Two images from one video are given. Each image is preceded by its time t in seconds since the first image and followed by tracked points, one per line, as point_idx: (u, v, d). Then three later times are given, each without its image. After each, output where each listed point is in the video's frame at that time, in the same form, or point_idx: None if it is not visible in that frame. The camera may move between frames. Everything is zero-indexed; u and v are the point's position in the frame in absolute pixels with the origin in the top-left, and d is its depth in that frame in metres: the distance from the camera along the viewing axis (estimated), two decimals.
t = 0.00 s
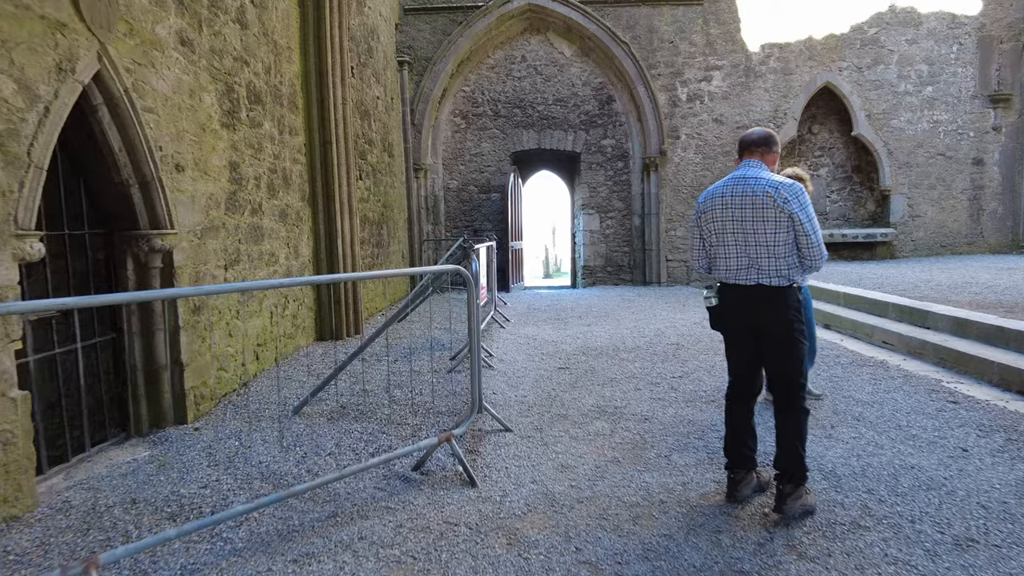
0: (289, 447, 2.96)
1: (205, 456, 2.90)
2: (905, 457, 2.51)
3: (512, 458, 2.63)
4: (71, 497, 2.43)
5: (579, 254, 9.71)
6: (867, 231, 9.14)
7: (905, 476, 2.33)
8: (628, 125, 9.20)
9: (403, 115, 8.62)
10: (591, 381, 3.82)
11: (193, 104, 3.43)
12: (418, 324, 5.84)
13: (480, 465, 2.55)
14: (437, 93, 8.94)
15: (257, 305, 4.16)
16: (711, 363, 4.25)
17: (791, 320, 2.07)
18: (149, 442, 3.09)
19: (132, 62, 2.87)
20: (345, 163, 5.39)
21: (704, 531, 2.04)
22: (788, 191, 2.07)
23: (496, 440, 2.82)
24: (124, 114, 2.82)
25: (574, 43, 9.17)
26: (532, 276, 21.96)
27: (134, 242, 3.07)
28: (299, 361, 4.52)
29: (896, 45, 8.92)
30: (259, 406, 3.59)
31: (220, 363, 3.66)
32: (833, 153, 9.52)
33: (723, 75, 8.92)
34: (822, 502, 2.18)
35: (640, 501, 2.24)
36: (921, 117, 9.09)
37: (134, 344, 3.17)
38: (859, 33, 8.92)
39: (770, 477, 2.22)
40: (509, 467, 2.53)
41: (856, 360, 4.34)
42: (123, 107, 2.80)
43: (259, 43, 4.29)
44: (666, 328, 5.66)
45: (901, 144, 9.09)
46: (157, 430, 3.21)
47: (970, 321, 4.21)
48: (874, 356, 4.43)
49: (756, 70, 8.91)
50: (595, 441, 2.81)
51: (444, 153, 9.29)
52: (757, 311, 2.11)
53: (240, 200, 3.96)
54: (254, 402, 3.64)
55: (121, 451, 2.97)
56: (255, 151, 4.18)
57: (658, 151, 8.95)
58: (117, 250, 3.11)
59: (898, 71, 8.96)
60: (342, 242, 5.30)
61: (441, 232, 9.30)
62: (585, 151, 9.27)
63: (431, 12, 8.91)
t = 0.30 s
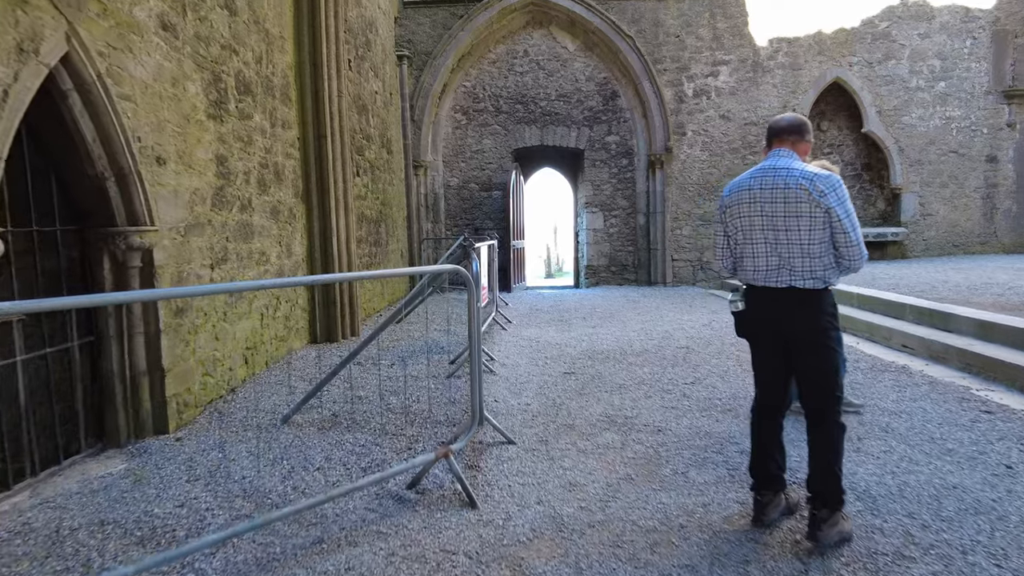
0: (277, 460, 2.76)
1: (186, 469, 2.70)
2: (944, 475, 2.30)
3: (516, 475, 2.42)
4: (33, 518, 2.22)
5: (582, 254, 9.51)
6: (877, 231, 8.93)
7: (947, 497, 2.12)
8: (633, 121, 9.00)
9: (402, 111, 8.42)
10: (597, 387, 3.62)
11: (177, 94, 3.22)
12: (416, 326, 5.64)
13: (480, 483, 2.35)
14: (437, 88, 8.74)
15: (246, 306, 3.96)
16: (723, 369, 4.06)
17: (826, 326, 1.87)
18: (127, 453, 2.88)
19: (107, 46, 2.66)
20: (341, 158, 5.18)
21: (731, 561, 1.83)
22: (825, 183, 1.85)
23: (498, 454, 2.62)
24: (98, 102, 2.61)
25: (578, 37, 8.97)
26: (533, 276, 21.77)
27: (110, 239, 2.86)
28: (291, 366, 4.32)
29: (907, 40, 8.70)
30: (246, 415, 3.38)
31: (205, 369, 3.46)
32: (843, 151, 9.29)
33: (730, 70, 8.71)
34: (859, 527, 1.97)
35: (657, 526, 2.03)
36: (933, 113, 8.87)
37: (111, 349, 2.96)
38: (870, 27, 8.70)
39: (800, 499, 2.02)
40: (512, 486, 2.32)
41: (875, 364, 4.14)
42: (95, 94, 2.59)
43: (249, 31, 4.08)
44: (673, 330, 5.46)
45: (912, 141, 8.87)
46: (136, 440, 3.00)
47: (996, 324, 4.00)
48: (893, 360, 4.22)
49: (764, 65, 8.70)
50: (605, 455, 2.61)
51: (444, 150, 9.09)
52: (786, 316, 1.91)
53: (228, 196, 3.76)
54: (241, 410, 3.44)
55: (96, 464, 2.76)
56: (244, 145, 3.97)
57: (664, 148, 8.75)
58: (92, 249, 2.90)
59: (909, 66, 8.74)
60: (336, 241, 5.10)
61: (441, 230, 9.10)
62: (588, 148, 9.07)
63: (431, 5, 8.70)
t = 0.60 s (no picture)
0: (259, 480, 2.57)
1: (161, 489, 2.50)
2: (982, 501, 2.11)
3: (515, 500, 2.23)
4: None
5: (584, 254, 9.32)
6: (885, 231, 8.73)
7: (990, 528, 1.92)
8: (636, 118, 8.82)
9: (400, 108, 8.22)
10: (602, 398, 3.43)
11: (156, 87, 3.02)
12: (413, 330, 5.45)
13: (476, 509, 2.15)
14: (435, 85, 8.55)
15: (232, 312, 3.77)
16: (733, 379, 3.87)
17: (861, 342, 1.68)
18: (100, 471, 2.69)
19: (75, 33, 2.47)
20: (333, 155, 4.99)
21: None
22: (861, 182, 1.66)
23: (496, 474, 2.44)
24: (64, 93, 2.42)
25: (580, 33, 8.79)
26: (533, 276, 21.59)
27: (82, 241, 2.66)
28: (280, 374, 4.13)
29: (917, 35, 8.49)
30: (229, 428, 3.19)
31: (187, 378, 3.27)
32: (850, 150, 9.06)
33: (736, 67, 8.51)
34: (895, 564, 1.76)
35: (671, 561, 1.83)
36: (943, 111, 8.67)
37: (84, 359, 2.76)
38: (879, 23, 8.49)
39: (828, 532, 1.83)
40: (512, 512, 2.13)
41: (892, 372, 3.95)
42: (62, 86, 2.40)
43: (236, 22, 3.89)
44: (679, 335, 5.28)
45: (922, 139, 8.67)
46: (111, 456, 2.80)
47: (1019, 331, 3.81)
48: (911, 368, 4.04)
49: (770, 61, 8.50)
50: (612, 477, 2.42)
51: (443, 148, 8.90)
52: (817, 329, 1.71)
53: (212, 195, 3.56)
54: (225, 423, 3.25)
55: (65, 483, 2.56)
56: (230, 141, 3.78)
57: (668, 146, 8.56)
58: (63, 252, 2.70)
59: (919, 63, 8.54)
60: (329, 242, 4.90)
61: (440, 230, 8.92)
62: (590, 147, 8.90)
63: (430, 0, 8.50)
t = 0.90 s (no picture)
0: (233, 502, 2.38)
1: (127, 513, 2.31)
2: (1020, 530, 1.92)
3: (508, 527, 2.05)
4: None
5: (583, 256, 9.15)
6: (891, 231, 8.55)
7: None
8: (636, 117, 8.65)
9: (396, 107, 8.04)
10: (602, 409, 3.26)
11: (129, 80, 2.82)
12: (407, 334, 5.28)
13: (465, 538, 1.97)
14: (432, 84, 8.37)
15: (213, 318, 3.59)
16: (740, 387, 3.69)
17: (894, 359, 1.49)
18: (64, 491, 2.49)
19: (31, 20, 2.28)
20: (323, 154, 4.81)
21: None
22: (893, 179, 1.48)
23: (489, 497, 2.26)
24: (20, 85, 2.23)
25: (579, 30, 8.62)
26: (531, 277, 21.43)
27: (44, 245, 2.47)
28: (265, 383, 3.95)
29: (924, 32, 8.31)
30: (207, 443, 3.00)
31: (163, 390, 3.08)
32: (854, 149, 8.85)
33: (738, 64, 8.33)
34: None
35: None
36: (951, 109, 8.49)
37: (47, 370, 2.57)
38: (885, 19, 8.30)
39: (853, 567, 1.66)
40: (504, 541, 1.95)
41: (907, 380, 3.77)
42: (17, 76, 2.21)
43: (218, 14, 3.70)
44: (681, 340, 5.11)
45: (928, 138, 8.49)
46: (78, 474, 2.61)
47: None
48: (926, 376, 3.86)
49: (773, 59, 8.32)
50: (613, 500, 2.23)
51: (439, 148, 8.72)
52: (844, 345, 1.53)
53: (191, 195, 3.37)
54: (203, 437, 3.06)
55: (24, 505, 2.37)
56: (211, 139, 3.59)
57: (669, 145, 8.39)
58: (24, 256, 2.50)
59: (926, 60, 8.36)
60: (319, 245, 4.72)
61: (437, 231, 8.75)
62: (590, 146, 8.74)
63: None
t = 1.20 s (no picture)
0: (211, 525, 2.20)
1: (95, 538, 2.13)
2: None
3: (509, 557, 1.86)
4: None
5: (585, 258, 8.99)
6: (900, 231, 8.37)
7: None
8: (639, 116, 8.51)
9: (393, 106, 7.88)
10: (608, 421, 3.07)
11: (102, 71, 2.64)
12: (403, 339, 5.11)
13: (461, 571, 1.79)
14: (430, 82, 8.20)
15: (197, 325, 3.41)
16: (752, 397, 3.51)
17: (945, 377, 1.31)
18: (29, 513, 2.30)
19: None
20: (315, 153, 4.64)
21: None
22: (947, 173, 1.30)
23: (487, 521, 2.08)
24: None
25: (580, 28, 8.46)
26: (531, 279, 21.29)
27: (7, 247, 2.28)
28: (254, 392, 3.77)
29: (933, 28, 8.13)
30: (189, 457, 2.82)
31: (142, 401, 2.89)
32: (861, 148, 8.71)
33: (743, 62, 8.16)
34: None
35: None
36: (960, 107, 8.30)
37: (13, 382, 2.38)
38: (893, 16, 8.12)
39: None
40: (503, 574, 1.76)
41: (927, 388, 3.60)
42: None
43: (203, 4, 3.52)
44: (687, 345, 4.94)
45: (937, 137, 8.31)
46: (48, 494, 2.42)
47: None
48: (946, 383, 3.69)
49: (778, 56, 8.15)
50: (623, 525, 2.05)
51: (438, 148, 8.56)
52: (888, 361, 1.34)
53: (173, 194, 3.19)
54: (184, 451, 2.88)
55: None
56: (195, 135, 3.41)
57: (672, 145, 8.23)
58: None
59: (935, 57, 8.17)
60: (312, 247, 4.55)
61: (435, 233, 8.59)
62: (591, 146, 8.59)
63: None
